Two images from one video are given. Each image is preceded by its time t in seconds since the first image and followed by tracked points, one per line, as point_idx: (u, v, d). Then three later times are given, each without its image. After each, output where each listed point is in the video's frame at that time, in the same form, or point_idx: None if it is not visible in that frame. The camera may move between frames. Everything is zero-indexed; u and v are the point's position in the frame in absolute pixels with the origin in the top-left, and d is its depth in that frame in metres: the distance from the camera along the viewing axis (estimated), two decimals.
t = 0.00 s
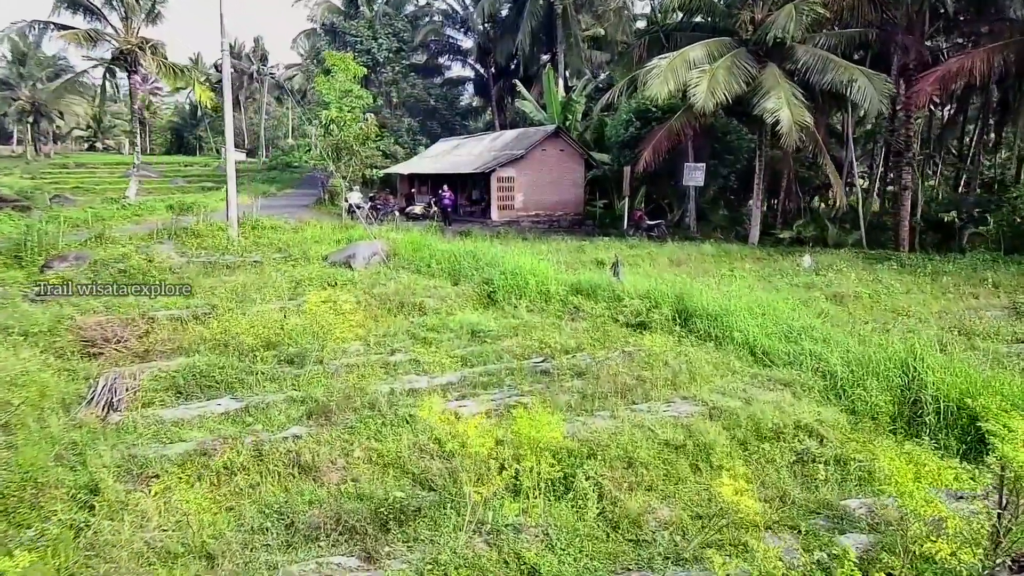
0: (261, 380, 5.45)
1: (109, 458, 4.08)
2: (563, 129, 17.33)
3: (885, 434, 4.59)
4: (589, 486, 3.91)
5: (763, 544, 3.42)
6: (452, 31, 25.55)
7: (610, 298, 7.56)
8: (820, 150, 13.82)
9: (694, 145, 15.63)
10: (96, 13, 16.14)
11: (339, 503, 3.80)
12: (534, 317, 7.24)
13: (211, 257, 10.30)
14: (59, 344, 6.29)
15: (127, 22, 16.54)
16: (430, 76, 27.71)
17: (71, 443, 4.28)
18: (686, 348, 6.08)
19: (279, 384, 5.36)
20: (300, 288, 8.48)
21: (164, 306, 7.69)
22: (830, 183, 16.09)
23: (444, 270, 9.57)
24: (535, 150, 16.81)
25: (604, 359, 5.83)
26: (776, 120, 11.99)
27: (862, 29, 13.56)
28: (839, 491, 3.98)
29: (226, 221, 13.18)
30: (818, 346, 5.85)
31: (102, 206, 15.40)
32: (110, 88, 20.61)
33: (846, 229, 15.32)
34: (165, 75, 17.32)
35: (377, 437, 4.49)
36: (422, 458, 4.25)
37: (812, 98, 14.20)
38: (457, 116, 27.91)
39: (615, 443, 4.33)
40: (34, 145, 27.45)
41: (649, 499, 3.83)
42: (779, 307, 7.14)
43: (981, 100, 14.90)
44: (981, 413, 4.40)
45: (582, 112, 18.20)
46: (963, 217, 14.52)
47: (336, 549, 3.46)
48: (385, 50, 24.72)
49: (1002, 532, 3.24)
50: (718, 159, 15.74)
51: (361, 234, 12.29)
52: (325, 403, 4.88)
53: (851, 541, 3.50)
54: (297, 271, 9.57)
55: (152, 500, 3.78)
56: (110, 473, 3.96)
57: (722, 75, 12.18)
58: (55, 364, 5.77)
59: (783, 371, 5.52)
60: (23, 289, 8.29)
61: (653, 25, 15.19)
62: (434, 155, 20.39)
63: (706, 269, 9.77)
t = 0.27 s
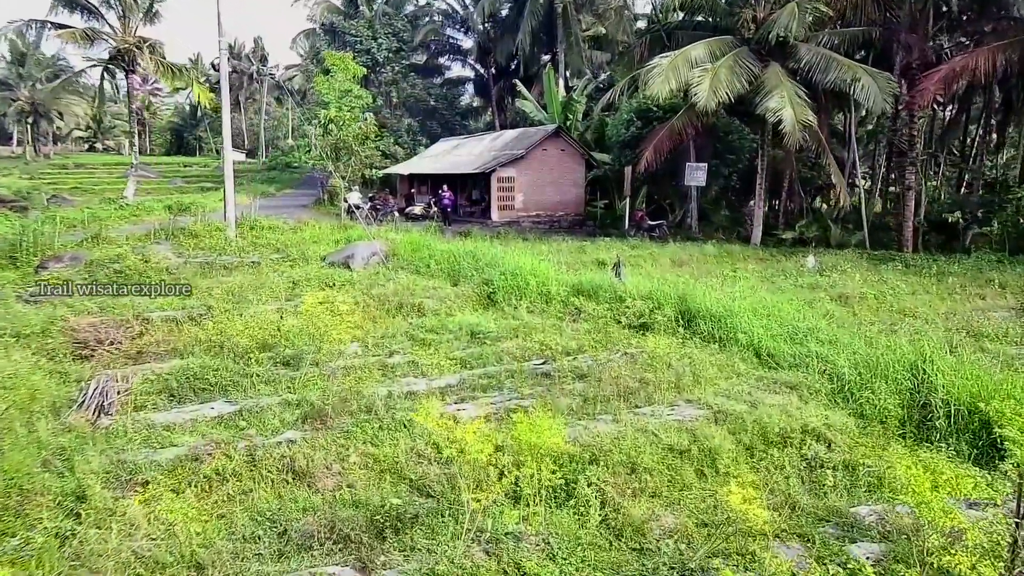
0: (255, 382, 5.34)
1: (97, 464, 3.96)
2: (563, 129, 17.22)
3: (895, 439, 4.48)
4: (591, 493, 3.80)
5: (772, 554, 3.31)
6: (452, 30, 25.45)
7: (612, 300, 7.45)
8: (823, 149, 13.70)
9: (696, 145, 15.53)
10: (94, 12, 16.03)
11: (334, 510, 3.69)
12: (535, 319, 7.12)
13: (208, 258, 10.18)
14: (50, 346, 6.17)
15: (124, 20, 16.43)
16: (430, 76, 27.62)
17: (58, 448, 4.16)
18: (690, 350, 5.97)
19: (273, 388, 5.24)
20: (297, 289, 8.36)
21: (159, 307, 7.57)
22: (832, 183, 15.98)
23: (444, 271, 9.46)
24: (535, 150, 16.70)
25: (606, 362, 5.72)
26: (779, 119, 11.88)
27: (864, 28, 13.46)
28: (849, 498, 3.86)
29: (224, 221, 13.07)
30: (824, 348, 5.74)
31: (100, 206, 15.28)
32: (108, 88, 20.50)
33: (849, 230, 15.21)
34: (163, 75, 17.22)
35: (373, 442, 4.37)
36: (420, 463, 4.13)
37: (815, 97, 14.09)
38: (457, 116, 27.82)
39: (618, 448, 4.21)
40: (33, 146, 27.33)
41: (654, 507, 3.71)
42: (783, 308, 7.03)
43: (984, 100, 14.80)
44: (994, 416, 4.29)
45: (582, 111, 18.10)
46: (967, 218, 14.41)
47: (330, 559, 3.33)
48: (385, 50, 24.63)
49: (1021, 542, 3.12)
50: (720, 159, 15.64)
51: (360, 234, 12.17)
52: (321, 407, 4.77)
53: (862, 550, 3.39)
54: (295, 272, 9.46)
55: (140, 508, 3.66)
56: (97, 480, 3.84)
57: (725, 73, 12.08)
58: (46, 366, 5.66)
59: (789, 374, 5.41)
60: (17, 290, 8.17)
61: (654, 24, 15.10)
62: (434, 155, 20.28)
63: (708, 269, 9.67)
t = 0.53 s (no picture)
0: (250, 386, 5.23)
1: (85, 472, 3.85)
2: (563, 129, 17.11)
3: (906, 444, 4.37)
4: (594, 501, 3.68)
5: (782, 566, 3.19)
6: (452, 31, 25.34)
7: (613, 301, 7.33)
8: (825, 149, 13.59)
9: (697, 145, 15.42)
10: (91, 12, 15.93)
11: (328, 519, 3.57)
12: (535, 321, 7.01)
13: (205, 259, 10.06)
14: (42, 349, 6.06)
15: (122, 20, 16.33)
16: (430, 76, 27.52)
17: (46, 454, 4.05)
18: (694, 353, 5.86)
19: (268, 392, 5.13)
20: (294, 291, 8.24)
21: (155, 309, 7.46)
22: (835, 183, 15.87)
23: (443, 272, 9.34)
24: (535, 151, 16.59)
25: (607, 365, 5.60)
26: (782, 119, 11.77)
27: (867, 28, 13.35)
28: (859, 506, 3.75)
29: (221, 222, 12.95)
30: (830, 351, 5.62)
31: (97, 207, 15.17)
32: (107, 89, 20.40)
33: (851, 230, 15.09)
34: (162, 75, 17.12)
35: (369, 448, 4.26)
36: (417, 471, 4.01)
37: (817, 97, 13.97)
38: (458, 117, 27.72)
39: (620, 454, 4.10)
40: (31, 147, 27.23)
41: (658, 515, 3.59)
42: (788, 310, 6.91)
43: (988, 99, 14.69)
44: (1007, 421, 4.18)
45: (583, 112, 17.99)
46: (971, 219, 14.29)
47: (323, 569, 3.21)
48: (385, 51, 24.52)
49: None
50: (721, 159, 15.53)
51: (359, 235, 12.06)
52: (316, 412, 4.65)
53: (874, 561, 3.27)
54: (292, 273, 9.34)
55: (130, 516, 3.54)
56: (84, 488, 3.72)
57: (727, 73, 11.96)
58: (37, 369, 5.55)
59: (795, 377, 5.30)
60: (10, 292, 8.05)
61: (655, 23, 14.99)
62: (434, 156, 20.17)
63: (710, 270, 9.56)
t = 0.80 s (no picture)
0: (244, 391, 5.11)
1: (71, 480, 3.73)
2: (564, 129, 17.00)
3: (916, 450, 4.26)
4: (597, 510, 3.56)
5: None
6: (452, 31, 25.23)
7: (615, 303, 7.21)
8: (828, 150, 13.47)
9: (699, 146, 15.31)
10: (89, 12, 15.82)
11: (323, 529, 3.45)
12: (536, 323, 6.89)
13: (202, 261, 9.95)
14: (33, 352, 5.94)
15: (120, 20, 16.22)
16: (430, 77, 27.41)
17: (32, 461, 3.93)
18: (698, 356, 5.74)
19: (263, 396, 5.01)
20: (290, 293, 8.12)
21: (150, 312, 7.34)
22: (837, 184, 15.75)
23: (442, 274, 9.23)
24: (536, 151, 16.48)
25: (609, 369, 5.48)
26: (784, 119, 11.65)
27: (870, 27, 13.23)
28: (870, 515, 3.63)
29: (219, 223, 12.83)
30: (837, 354, 5.51)
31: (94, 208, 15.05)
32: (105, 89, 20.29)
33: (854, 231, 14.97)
34: (160, 75, 17.01)
35: (365, 455, 4.14)
36: (414, 478, 3.90)
37: (820, 97, 13.86)
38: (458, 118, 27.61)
39: (624, 460, 3.98)
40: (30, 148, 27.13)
41: (662, 525, 3.48)
42: (793, 312, 6.79)
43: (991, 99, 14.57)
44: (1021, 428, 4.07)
45: (584, 112, 17.88)
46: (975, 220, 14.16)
47: None
48: (385, 51, 24.40)
49: None
50: (723, 160, 15.41)
51: (358, 236, 11.94)
52: (311, 418, 4.54)
53: (887, 574, 3.16)
54: (290, 274, 9.22)
55: (118, 527, 3.42)
56: (71, 496, 3.61)
57: (729, 72, 11.85)
58: (27, 373, 5.44)
59: (802, 381, 5.19)
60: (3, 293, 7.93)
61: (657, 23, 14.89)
62: (434, 156, 20.06)
63: (712, 271, 9.44)
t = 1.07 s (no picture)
0: (239, 404, 5.01)
1: (58, 500, 3.62)
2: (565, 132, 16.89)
3: (926, 467, 4.16)
4: (600, 532, 3.45)
5: None
6: (452, 33, 25.13)
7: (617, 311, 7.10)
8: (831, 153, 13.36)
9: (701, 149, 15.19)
10: (87, 13, 15.72)
11: (317, 552, 3.34)
12: (537, 332, 6.78)
13: (198, 266, 9.84)
14: (25, 363, 5.84)
15: (118, 22, 16.12)
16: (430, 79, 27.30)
17: (19, 480, 3.83)
18: (702, 368, 5.63)
19: (257, 411, 4.90)
20: (287, 300, 8.01)
21: (145, 320, 7.23)
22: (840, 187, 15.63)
23: (442, 280, 9.12)
24: (537, 153, 16.37)
25: (611, 381, 5.38)
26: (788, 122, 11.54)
27: (874, 29, 13.12)
28: (881, 537, 3.52)
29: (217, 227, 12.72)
30: (843, 366, 5.40)
31: (92, 211, 14.94)
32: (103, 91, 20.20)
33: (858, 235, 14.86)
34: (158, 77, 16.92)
35: (361, 474, 4.03)
36: (410, 498, 3.79)
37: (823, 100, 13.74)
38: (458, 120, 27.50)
39: (627, 480, 3.88)
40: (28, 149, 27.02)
41: (666, 548, 3.36)
42: (798, 321, 6.68)
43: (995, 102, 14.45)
44: None
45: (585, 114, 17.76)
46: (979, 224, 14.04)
47: None
48: (385, 52, 24.29)
49: None
50: (726, 163, 15.29)
51: (356, 240, 11.83)
52: (306, 434, 4.43)
53: None
54: (288, 280, 9.11)
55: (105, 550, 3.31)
56: (58, 518, 3.49)
57: (732, 74, 11.74)
58: (17, 384, 5.33)
59: (808, 394, 5.08)
60: None
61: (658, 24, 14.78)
62: (434, 159, 19.96)
63: (715, 278, 9.33)
